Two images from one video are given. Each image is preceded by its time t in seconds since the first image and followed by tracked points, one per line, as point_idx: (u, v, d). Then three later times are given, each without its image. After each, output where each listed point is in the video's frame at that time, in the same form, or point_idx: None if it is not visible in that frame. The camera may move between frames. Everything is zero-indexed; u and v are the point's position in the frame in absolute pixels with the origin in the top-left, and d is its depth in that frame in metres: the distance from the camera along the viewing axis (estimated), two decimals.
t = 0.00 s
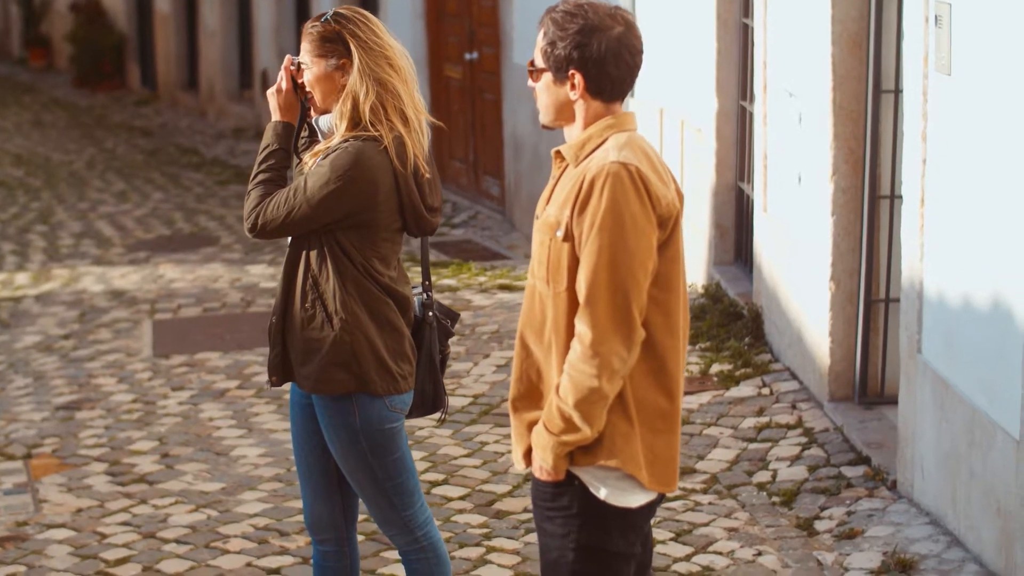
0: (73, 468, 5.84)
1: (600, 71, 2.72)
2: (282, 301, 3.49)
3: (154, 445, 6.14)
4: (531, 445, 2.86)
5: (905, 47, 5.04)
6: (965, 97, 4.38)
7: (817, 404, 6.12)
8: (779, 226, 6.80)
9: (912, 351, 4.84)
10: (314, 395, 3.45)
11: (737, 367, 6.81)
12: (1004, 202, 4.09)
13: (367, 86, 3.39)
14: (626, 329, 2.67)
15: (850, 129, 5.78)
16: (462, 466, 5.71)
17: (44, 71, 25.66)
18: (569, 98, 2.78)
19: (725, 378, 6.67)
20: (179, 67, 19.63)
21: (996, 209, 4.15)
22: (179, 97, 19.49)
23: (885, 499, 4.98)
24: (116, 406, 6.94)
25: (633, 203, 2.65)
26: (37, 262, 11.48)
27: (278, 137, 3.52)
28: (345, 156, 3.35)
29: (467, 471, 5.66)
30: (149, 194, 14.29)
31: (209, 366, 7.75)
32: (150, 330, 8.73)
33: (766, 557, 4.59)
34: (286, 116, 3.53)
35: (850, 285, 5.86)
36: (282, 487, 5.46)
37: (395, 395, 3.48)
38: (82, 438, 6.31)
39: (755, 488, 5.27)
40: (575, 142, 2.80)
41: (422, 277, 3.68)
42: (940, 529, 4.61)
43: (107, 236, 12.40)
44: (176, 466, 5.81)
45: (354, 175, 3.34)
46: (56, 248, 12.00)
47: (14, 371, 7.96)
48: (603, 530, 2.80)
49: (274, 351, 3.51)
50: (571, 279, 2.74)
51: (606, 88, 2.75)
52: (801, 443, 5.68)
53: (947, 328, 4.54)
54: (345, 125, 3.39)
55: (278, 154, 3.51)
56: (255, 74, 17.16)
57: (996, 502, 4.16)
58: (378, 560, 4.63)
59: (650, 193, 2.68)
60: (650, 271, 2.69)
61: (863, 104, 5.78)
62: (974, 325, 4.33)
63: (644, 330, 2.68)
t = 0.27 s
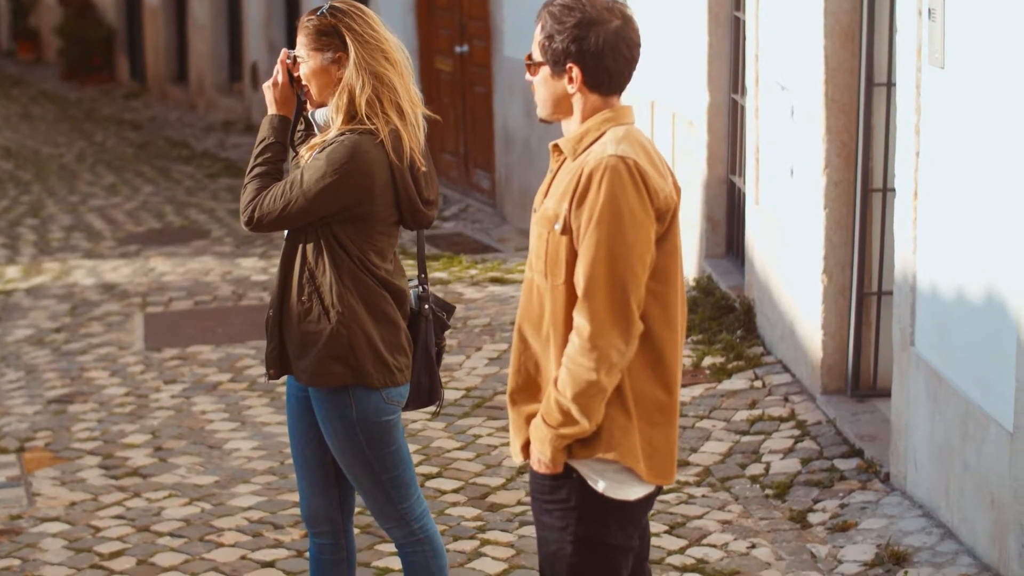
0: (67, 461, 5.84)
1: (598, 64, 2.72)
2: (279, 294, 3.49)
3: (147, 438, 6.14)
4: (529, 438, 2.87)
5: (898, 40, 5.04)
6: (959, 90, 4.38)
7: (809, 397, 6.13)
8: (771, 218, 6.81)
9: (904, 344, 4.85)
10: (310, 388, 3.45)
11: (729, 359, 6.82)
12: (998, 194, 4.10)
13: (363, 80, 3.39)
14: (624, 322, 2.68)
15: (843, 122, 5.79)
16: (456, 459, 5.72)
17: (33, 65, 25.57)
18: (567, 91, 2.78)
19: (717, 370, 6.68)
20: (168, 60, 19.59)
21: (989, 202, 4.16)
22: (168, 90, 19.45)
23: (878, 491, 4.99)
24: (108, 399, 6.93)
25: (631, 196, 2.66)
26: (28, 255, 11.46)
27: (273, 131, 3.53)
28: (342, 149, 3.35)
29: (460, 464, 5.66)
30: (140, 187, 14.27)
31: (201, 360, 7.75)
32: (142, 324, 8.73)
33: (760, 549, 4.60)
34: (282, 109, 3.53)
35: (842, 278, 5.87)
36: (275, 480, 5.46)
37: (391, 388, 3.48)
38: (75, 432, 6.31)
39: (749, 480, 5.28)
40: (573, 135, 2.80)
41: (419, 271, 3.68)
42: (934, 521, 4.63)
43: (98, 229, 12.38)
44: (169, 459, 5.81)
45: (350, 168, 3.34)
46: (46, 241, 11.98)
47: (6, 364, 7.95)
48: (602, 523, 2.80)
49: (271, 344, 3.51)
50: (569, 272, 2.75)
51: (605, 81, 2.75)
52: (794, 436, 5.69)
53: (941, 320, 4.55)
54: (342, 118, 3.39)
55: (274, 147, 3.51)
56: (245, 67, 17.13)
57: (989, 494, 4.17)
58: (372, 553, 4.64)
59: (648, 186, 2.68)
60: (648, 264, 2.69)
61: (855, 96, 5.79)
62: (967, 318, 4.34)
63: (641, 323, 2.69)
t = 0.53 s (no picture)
0: (59, 454, 5.83)
1: (596, 56, 2.73)
2: (273, 287, 3.49)
3: (140, 431, 6.13)
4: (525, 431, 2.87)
5: (890, 34, 5.06)
6: (951, 84, 4.40)
7: (801, 390, 6.14)
8: (762, 211, 6.82)
9: (897, 336, 4.87)
10: (306, 381, 3.45)
11: (720, 353, 6.83)
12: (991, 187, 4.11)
13: (359, 73, 3.39)
14: (621, 315, 2.69)
15: (835, 115, 5.80)
16: (448, 452, 5.72)
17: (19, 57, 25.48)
18: (565, 84, 2.78)
19: (709, 363, 6.69)
20: (157, 52, 19.54)
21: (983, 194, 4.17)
22: (157, 82, 19.40)
23: (870, 483, 5.01)
24: (100, 392, 6.93)
25: (628, 189, 2.66)
26: (18, 248, 11.44)
27: (268, 123, 3.54)
28: (337, 142, 3.35)
29: (453, 457, 5.67)
30: (129, 179, 14.24)
31: (192, 352, 7.74)
32: (133, 316, 8.72)
33: (753, 542, 4.62)
34: (277, 102, 3.54)
35: (834, 271, 5.88)
36: (268, 472, 5.46)
37: (387, 380, 3.49)
38: (67, 425, 6.30)
39: (741, 473, 5.30)
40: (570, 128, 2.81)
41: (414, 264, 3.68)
42: (926, 514, 4.64)
43: (88, 222, 12.36)
44: (161, 452, 5.80)
45: (346, 161, 3.34)
46: (36, 234, 11.96)
47: None
48: (599, 516, 2.81)
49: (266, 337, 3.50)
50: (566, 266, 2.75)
51: (602, 74, 2.75)
52: (786, 428, 5.70)
53: (933, 313, 4.56)
54: (337, 111, 3.39)
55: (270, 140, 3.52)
56: (234, 59, 17.10)
57: (982, 487, 4.18)
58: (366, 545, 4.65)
59: (645, 179, 2.69)
60: (645, 258, 2.70)
61: (847, 90, 5.80)
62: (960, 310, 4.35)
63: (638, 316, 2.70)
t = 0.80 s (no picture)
0: (54, 449, 5.83)
1: (594, 51, 2.73)
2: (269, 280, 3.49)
3: (134, 426, 6.13)
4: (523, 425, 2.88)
5: (885, 29, 5.06)
6: (946, 80, 4.40)
7: (795, 383, 6.15)
8: (756, 205, 6.83)
9: (891, 331, 4.88)
10: (302, 375, 3.45)
11: (714, 347, 6.83)
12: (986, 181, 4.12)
13: (356, 67, 3.39)
14: (619, 309, 2.69)
15: (829, 110, 5.80)
16: (443, 446, 5.73)
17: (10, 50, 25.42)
18: (563, 79, 2.78)
19: (702, 357, 6.69)
20: (149, 45, 19.51)
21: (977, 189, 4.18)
22: (149, 76, 19.37)
23: (864, 477, 5.02)
24: (95, 386, 6.93)
25: (626, 184, 2.67)
26: (11, 242, 11.42)
27: (265, 117, 3.53)
28: (334, 136, 3.35)
29: (447, 451, 5.68)
30: (122, 173, 14.23)
31: (186, 346, 7.74)
32: (127, 310, 8.71)
33: (748, 536, 4.63)
34: (274, 96, 3.53)
35: (827, 265, 5.89)
36: (263, 466, 5.46)
37: (383, 374, 3.50)
38: (62, 419, 6.30)
39: (735, 467, 5.30)
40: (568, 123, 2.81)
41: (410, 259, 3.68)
42: (920, 508, 4.66)
43: (81, 216, 12.35)
44: (156, 447, 5.80)
45: (343, 155, 3.34)
46: (29, 228, 11.95)
47: None
48: (597, 510, 2.81)
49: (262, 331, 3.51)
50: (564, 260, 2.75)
51: (600, 69, 2.76)
52: (780, 422, 5.71)
53: (927, 307, 4.57)
54: (334, 105, 3.39)
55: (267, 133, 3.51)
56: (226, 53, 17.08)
57: (976, 481, 4.20)
58: (361, 539, 4.66)
59: (643, 174, 2.69)
60: (643, 252, 2.70)
61: (841, 85, 5.80)
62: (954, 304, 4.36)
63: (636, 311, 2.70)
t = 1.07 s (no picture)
0: (47, 442, 5.82)
1: (591, 44, 2.74)
2: (264, 273, 3.49)
3: (127, 419, 6.13)
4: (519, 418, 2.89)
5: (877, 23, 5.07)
6: (939, 73, 4.41)
7: (788, 376, 6.17)
8: (747, 198, 6.85)
9: (884, 324, 4.89)
10: (298, 368, 3.46)
11: (707, 340, 6.84)
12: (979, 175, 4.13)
13: (351, 61, 3.39)
14: (616, 303, 2.70)
15: (821, 103, 5.81)
16: (436, 439, 5.73)
17: None
18: (559, 73, 2.79)
19: (695, 350, 6.71)
20: (140, 38, 19.47)
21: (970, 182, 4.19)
22: (140, 69, 19.34)
23: (857, 470, 5.03)
24: (87, 379, 6.92)
25: (623, 177, 2.67)
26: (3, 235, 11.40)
27: (260, 111, 3.53)
28: (330, 129, 3.36)
29: (440, 444, 5.68)
30: (113, 167, 14.20)
31: (179, 340, 7.74)
32: (119, 304, 8.71)
33: (741, 528, 4.64)
34: (269, 89, 3.53)
35: (820, 258, 5.90)
36: (257, 460, 5.46)
37: (379, 367, 3.50)
38: (54, 412, 6.30)
39: (728, 460, 5.32)
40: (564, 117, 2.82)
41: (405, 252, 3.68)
42: (913, 500, 4.67)
43: (73, 209, 12.33)
44: (149, 440, 5.80)
45: (339, 148, 3.35)
46: (21, 221, 11.93)
47: None
48: (593, 502, 2.82)
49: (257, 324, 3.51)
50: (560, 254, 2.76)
51: (596, 62, 2.76)
52: (773, 415, 5.72)
53: (920, 299, 4.59)
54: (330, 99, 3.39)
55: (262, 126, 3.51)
56: (217, 46, 17.06)
57: (969, 474, 4.21)
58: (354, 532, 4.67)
59: (639, 167, 2.70)
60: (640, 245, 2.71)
61: (834, 79, 5.81)
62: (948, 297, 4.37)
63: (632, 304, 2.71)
